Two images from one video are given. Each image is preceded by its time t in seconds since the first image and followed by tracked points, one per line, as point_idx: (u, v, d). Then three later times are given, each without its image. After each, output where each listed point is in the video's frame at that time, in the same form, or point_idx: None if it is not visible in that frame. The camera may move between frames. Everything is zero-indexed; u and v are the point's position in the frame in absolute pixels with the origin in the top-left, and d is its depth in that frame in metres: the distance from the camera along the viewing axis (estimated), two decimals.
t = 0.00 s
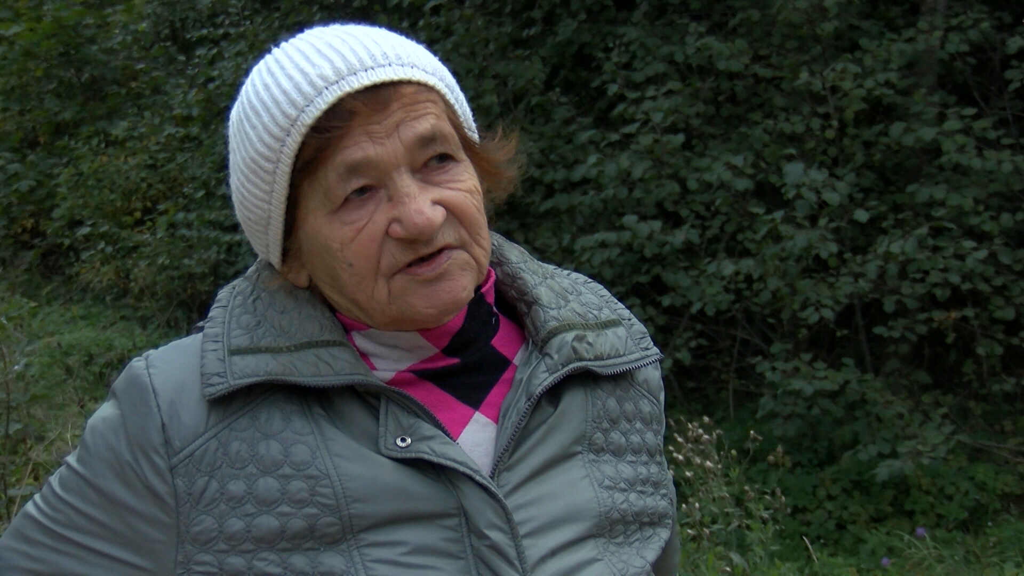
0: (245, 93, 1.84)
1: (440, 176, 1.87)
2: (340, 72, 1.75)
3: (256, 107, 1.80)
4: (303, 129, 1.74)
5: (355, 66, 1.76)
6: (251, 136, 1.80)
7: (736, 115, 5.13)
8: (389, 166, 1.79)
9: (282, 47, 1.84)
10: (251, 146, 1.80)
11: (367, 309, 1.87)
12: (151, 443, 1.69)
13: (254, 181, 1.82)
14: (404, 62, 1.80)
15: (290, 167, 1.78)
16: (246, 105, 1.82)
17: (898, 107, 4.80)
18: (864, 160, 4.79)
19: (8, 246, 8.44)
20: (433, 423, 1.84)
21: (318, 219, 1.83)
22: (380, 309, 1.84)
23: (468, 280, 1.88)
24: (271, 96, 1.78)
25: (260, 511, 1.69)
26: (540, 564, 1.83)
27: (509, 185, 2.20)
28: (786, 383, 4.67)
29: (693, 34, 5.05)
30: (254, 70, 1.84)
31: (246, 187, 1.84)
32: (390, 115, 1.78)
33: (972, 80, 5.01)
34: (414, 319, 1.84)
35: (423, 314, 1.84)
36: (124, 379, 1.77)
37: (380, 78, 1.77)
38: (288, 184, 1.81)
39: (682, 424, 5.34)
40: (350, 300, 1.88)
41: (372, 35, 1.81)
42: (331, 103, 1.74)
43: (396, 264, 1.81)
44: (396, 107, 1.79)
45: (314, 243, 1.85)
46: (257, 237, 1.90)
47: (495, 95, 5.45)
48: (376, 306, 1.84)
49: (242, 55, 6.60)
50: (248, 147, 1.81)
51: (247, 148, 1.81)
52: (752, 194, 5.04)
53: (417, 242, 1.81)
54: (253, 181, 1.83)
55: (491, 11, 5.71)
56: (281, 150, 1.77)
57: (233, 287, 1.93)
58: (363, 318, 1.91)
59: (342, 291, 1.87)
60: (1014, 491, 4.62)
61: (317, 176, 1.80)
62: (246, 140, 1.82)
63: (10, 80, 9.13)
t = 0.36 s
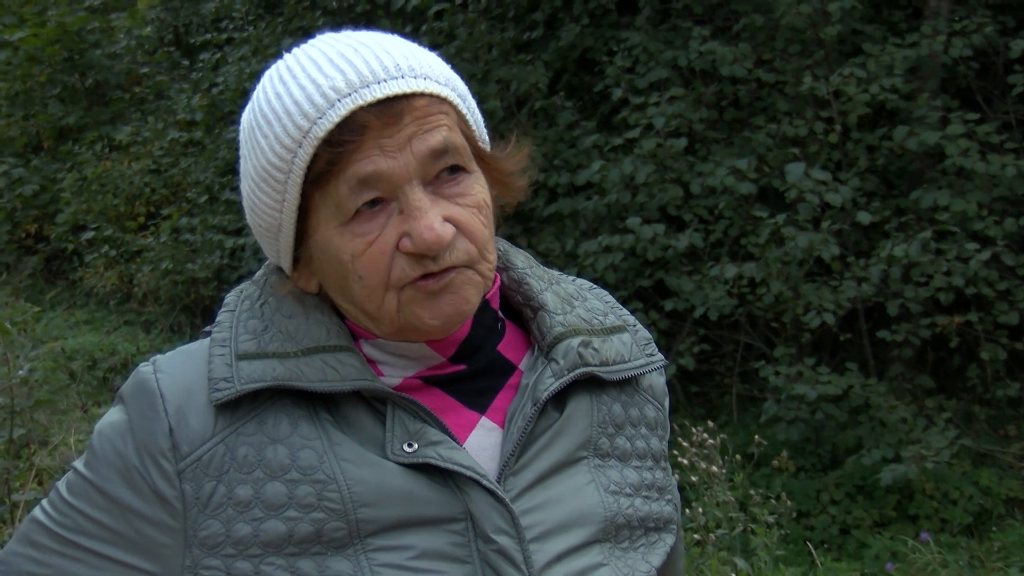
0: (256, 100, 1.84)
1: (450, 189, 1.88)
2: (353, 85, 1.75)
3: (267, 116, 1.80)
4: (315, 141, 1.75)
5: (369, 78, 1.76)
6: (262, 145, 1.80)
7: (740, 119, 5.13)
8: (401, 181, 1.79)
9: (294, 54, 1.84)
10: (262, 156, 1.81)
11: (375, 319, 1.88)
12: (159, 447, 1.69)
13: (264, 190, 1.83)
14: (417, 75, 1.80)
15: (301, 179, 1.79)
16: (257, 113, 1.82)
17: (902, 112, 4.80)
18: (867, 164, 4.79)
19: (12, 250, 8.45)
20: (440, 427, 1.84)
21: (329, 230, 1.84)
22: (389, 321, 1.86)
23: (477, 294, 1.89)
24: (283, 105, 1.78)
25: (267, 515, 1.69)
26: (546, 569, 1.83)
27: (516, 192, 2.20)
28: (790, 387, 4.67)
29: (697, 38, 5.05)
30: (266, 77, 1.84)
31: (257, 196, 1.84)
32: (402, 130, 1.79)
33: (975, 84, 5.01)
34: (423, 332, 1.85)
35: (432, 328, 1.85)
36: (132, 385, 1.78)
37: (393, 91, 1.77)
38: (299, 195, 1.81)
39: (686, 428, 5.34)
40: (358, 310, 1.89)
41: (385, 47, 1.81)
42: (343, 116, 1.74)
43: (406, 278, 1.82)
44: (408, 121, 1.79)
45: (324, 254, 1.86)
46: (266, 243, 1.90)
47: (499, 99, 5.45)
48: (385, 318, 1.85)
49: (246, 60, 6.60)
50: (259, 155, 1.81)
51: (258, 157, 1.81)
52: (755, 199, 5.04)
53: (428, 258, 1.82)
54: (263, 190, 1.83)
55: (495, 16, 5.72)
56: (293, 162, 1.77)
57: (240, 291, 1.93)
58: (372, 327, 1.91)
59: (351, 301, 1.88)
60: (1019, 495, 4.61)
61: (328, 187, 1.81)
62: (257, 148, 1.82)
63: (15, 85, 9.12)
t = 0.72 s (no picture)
0: (267, 101, 1.85)
1: (462, 186, 1.88)
2: (364, 81, 1.76)
3: (278, 116, 1.80)
4: (327, 138, 1.75)
5: (380, 75, 1.77)
6: (273, 144, 1.81)
7: (744, 123, 5.15)
8: (413, 177, 1.80)
9: (304, 55, 1.85)
10: (273, 155, 1.81)
11: (386, 320, 1.88)
12: (167, 452, 1.70)
13: (275, 190, 1.83)
14: (427, 72, 1.81)
15: (313, 177, 1.79)
16: (268, 114, 1.83)
17: (906, 116, 4.80)
18: (871, 168, 4.79)
19: (16, 254, 8.46)
20: (449, 433, 1.84)
21: (340, 229, 1.84)
22: (401, 320, 1.85)
23: (489, 293, 1.89)
24: (294, 104, 1.79)
25: (276, 520, 1.69)
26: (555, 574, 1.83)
27: (525, 195, 2.22)
28: (794, 391, 4.67)
29: (700, 42, 5.05)
30: (276, 79, 1.85)
31: (268, 196, 1.85)
32: (414, 125, 1.79)
33: (979, 87, 5.01)
34: (435, 331, 1.84)
35: (444, 326, 1.84)
36: (140, 388, 1.78)
37: (404, 87, 1.78)
38: (311, 193, 1.81)
39: (690, 432, 5.34)
40: (369, 311, 1.89)
41: (395, 45, 1.82)
42: (355, 112, 1.75)
43: (418, 275, 1.82)
44: (419, 116, 1.80)
45: (335, 253, 1.86)
46: (277, 246, 1.90)
47: (503, 103, 5.45)
48: (396, 317, 1.85)
49: (250, 64, 6.60)
50: (270, 155, 1.82)
51: (269, 156, 1.82)
52: (759, 202, 5.04)
53: (440, 254, 1.82)
54: (274, 190, 1.84)
55: (498, 19, 5.76)
56: (304, 160, 1.77)
57: (249, 295, 1.94)
58: (383, 329, 1.91)
59: (362, 302, 1.88)
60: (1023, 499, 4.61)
61: (340, 185, 1.81)
62: (268, 148, 1.82)
63: (19, 88, 9.07)
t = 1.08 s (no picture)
0: (275, 99, 1.85)
1: (469, 186, 1.88)
2: (374, 79, 1.76)
3: (286, 113, 1.81)
4: (336, 134, 1.75)
5: (390, 73, 1.77)
6: (281, 141, 1.81)
7: (746, 124, 5.15)
8: (421, 174, 1.80)
9: (313, 54, 1.85)
10: (281, 151, 1.81)
11: (391, 320, 1.88)
12: (171, 454, 1.70)
13: (282, 187, 1.83)
14: (436, 71, 1.82)
15: (321, 174, 1.79)
16: (276, 111, 1.83)
17: (909, 117, 4.80)
18: (874, 169, 4.79)
19: (19, 255, 8.50)
20: (453, 435, 1.84)
21: (347, 226, 1.84)
22: (406, 319, 1.85)
23: (495, 293, 1.89)
24: (303, 101, 1.79)
25: (280, 523, 1.69)
26: None
27: (530, 198, 2.22)
28: (796, 393, 4.67)
29: (703, 43, 5.05)
30: (284, 77, 1.86)
31: (275, 193, 1.85)
32: (423, 123, 1.80)
33: (982, 89, 5.01)
34: (441, 329, 1.84)
35: (449, 326, 1.84)
36: (144, 390, 1.78)
37: (414, 85, 1.78)
38: (318, 190, 1.82)
39: (693, 434, 5.34)
40: (374, 309, 1.89)
41: (404, 45, 1.83)
42: (365, 109, 1.75)
43: (425, 274, 1.82)
44: (428, 115, 1.81)
45: (342, 251, 1.86)
46: (283, 244, 1.91)
47: (505, 104, 5.46)
48: (402, 316, 1.85)
49: (253, 65, 6.61)
50: (278, 152, 1.82)
51: (276, 153, 1.82)
52: (761, 204, 5.04)
53: (448, 251, 1.82)
54: (281, 187, 1.84)
55: (502, 20, 5.75)
56: (313, 156, 1.78)
57: (253, 296, 1.94)
58: (388, 329, 1.91)
59: (367, 301, 1.88)
60: None
61: (348, 181, 1.81)
62: (275, 145, 1.83)
63: (21, 90, 9.11)
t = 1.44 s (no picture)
0: (281, 96, 1.86)
1: (474, 181, 1.89)
2: (381, 74, 1.77)
3: (293, 109, 1.82)
4: (343, 128, 1.76)
5: (396, 69, 1.79)
6: (287, 137, 1.82)
7: (749, 125, 5.15)
8: (427, 168, 1.80)
9: (320, 52, 1.86)
10: (287, 147, 1.82)
11: (396, 317, 1.88)
12: (175, 455, 1.70)
13: (288, 182, 1.84)
14: (442, 68, 1.83)
15: (327, 168, 1.79)
16: (282, 109, 1.84)
17: (911, 119, 4.80)
18: (876, 170, 4.79)
19: (22, 255, 8.55)
20: (456, 434, 1.84)
21: (352, 222, 1.84)
22: (411, 315, 1.85)
23: (500, 290, 1.89)
24: (310, 97, 1.80)
25: (283, 523, 1.70)
26: None
27: (533, 198, 2.22)
28: (798, 393, 4.67)
29: (705, 44, 5.06)
30: (290, 76, 1.87)
31: (281, 189, 1.85)
32: (429, 118, 1.80)
33: (985, 90, 5.01)
34: (445, 324, 1.84)
35: (454, 322, 1.84)
36: (147, 391, 1.78)
37: (420, 81, 1.79)
38: (325, 186, 1.82)
39: (695, 435, 5.34)
40: (378, 305, 1.89)
41: (409, 42, 1.84)
42: (372, 103, 1.76)
43: (429, 267, 1.82)
44: (434, 110, 1.81)
45: (347, 247, 1.86)
46: (288, 242, 1.91)
47: (508, 105, 5.46)
48: (406, 311, 1.84)
49: (255, 66, 6.60)
50: (284, 148, 1.83)
51: (283, 149, 1.82)
52: (764, 204, 5.04)
53: (454, 245, 1.82)
54: (287, 183, 1.84)
55: (504, 21, 5.72)
56: (319, 150, 1.78)
57: (257, 297, 1.94)
58: (393, 325, 1.91)
59: (372, 296, 1.88)
60: None
61: (354, 176, 1.82)
62: (282, 141, 1.83)
63: (24, 91, 9.19)
